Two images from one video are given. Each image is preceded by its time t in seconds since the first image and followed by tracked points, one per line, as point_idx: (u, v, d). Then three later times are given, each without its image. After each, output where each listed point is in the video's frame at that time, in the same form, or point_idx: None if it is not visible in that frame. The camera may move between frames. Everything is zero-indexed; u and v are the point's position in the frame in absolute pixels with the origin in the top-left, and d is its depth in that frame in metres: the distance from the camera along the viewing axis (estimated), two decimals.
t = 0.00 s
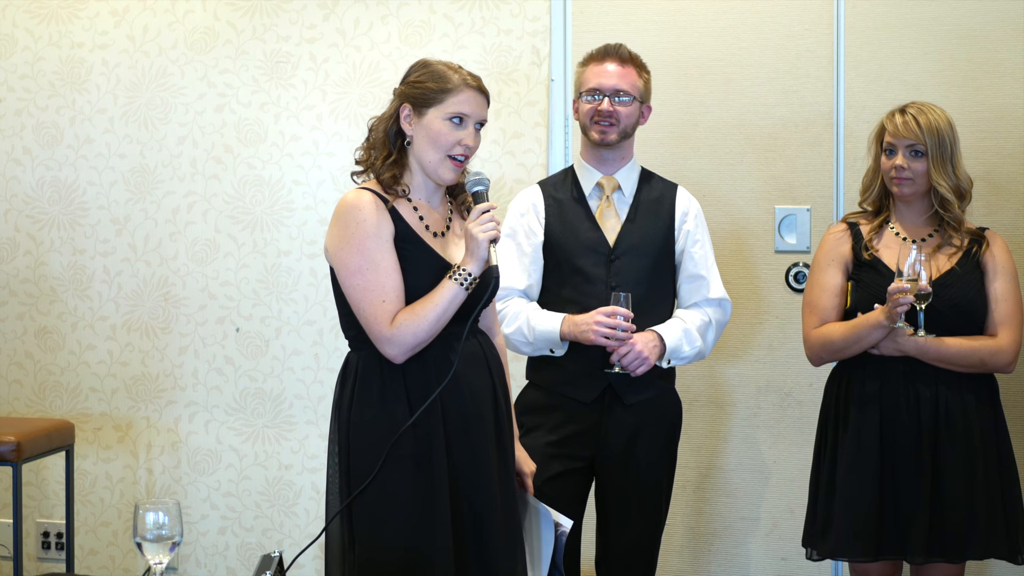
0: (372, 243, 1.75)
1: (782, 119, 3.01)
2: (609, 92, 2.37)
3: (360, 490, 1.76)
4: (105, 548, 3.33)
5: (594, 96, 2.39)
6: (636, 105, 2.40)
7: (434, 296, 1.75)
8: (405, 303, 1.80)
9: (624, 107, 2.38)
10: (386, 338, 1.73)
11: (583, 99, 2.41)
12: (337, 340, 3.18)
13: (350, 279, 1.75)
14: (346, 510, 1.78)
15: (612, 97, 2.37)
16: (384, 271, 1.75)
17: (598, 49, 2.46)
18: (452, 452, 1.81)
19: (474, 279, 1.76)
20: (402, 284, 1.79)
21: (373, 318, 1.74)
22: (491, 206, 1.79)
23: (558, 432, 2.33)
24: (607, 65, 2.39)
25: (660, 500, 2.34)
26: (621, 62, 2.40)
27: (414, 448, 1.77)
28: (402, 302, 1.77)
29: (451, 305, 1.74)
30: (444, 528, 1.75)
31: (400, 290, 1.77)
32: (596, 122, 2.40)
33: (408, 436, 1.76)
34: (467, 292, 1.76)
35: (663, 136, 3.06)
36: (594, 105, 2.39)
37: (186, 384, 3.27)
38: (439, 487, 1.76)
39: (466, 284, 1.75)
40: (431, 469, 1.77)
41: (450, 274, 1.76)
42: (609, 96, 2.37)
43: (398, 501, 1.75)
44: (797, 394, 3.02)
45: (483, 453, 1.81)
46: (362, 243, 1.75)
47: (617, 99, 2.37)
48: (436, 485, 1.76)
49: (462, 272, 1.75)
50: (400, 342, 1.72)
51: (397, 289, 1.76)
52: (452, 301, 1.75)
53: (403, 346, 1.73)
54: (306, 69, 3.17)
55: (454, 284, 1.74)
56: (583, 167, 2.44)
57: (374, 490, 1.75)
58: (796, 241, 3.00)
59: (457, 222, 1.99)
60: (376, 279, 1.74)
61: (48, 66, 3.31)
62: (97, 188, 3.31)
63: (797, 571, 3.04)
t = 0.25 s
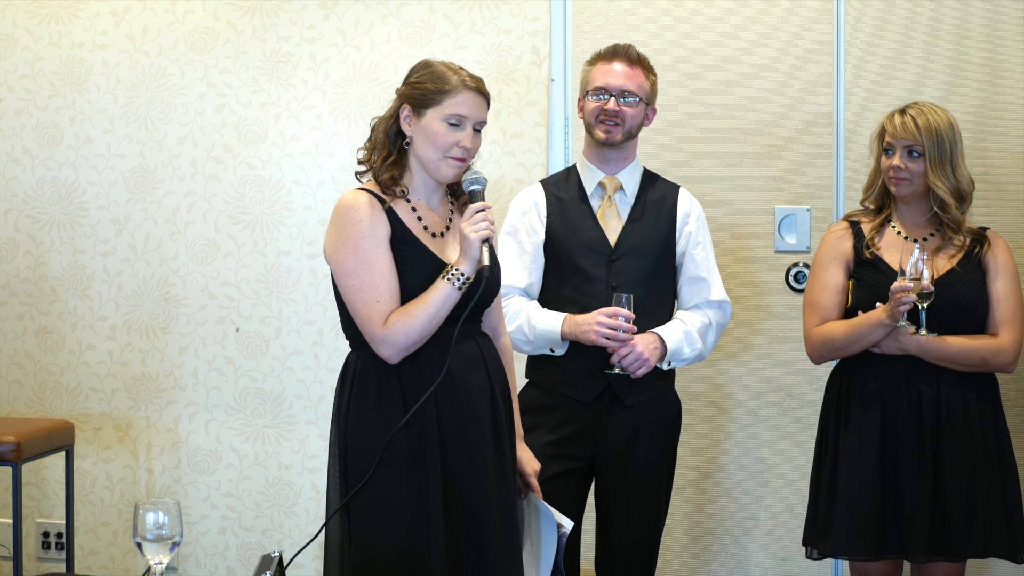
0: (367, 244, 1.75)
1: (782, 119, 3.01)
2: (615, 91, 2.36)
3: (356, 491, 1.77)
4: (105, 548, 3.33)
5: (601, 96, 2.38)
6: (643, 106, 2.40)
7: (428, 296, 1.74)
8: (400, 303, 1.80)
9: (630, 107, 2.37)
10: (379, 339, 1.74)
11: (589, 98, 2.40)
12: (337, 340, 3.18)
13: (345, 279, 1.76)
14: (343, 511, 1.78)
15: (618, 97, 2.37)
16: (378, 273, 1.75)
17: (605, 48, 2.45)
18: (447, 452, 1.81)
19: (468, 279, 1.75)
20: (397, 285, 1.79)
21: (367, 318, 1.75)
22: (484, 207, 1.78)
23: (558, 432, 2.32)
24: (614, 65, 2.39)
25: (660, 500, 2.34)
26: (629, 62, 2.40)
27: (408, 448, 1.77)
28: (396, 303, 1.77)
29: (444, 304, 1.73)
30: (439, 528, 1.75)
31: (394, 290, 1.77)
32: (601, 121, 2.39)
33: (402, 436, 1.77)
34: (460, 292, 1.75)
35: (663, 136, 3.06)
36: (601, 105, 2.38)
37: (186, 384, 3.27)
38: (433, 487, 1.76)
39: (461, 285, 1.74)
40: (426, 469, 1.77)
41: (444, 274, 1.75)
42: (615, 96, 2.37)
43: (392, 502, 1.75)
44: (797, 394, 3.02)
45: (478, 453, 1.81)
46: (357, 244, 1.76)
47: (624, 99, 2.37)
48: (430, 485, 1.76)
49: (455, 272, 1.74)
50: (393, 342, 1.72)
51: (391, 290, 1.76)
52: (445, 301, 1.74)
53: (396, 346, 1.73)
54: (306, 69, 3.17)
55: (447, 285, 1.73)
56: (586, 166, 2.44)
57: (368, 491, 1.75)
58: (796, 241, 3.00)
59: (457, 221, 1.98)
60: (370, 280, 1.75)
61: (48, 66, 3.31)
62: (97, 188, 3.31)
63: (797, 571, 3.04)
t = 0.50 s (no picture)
0: (357, 245, 1.76)
1: (782, 119, 3.00)
2: (618, 100, 2.35)
3: (352, 492, 1.77)
4: (105, 548, 3.33)
5: (602, 103, 2.36)
6: (645, 114, 2.39)
7: (411, 299, 1.72)
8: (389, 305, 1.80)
9: (633, 115, 2.37)
10: (364, 342, 1.73)
11: (591, 103, 2.38)
12: (336, 340, 3.18)
13: (335, 280, 1.77)
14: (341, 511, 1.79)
15: (621, 105, 2.35)
16: (367, 274, 1.75)
17: (609, 51, 2.42)
18: (441, 453, 1.80)
19: (452, 283, 1.70)
20: (387, 286, 1.79)
21: (353, 320, 1.75)
22: (467, 207, 1.69)
23: (559, 432, 2.32)
24: (617, 72, 2.36)
25: (661, 500, 2.34)
26: (632, 69, 2.37)
27: (401, 448, 1.77)
28: (383, 306, 1.77)
29: (427, 308, 1.71)
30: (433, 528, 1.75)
31: (383, 292, 1.76)
32: (604, 130, 2.38)
33: (394, 437, 1.77)
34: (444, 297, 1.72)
35: (664, 136, 3.06)
36: (603, 112, 2.37)
37: (186, 384, 3.27)
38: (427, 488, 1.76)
39: (443, 289, 1.70)
40: (419, 470, 1.77)
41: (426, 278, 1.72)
42: (619, 104, 2.35)
43: (385, 503, 1.75)
44: (797, 394, 3.02)
45: (472, 453, 1.80)
46: (348, 246, 1.76)
47: (627, 107, 2.36)
48: (423, 486, 1.76)
49: (436, 276, 1.70)
50: (375, 345, 1.72)
51: (379, 291, 1.76)
52: (429, 304, 1.71)
53: (379, 350, 1.73)
54: (306, 70, 3.17)
55: (429, 289, 1.70)
56: (586, 166, 2.44)
57: (363, 491, 1.76)
58: (796, 241, 3.00)
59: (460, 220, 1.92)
60: (359, 281, 1.75)
61: (48, 66, 3.31)
62: (97, 188, 3.31)
63: (798, 571, 3.04)
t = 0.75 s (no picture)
0: (352, 245, 1.76)
1: (783, 119, 3.00)
2: (618, 103, 2.35)
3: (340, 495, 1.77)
4: (105, 548, 3.33)
5: (602, 106, 2.37)
6: (644, 117, 2.39)
7: (401, 300, 1.70)
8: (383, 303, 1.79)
9: (632, 118, 2.37)
10: (355, 341, 1.73)
11: (590, 106, 2.39)
12: (337, 340, 3.18)
13: (330, 277, 1.77)
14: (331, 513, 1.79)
15: (621, 109, 2.36)
16: (362, 273, 1.75)
17: (609, 52, 2.41)
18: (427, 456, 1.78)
19: (442, 285, 1.68)
20: (382, 286, 1.78)
21: (346, 318, 1.75)
22: (457, 211, 1.66)
23: (560, 432, 2.32)
24: (615, 75, 2.36)
25: (661, 500, 2.34)
26: (632, 71, 2.37)
27: (385, 449, 1.76)
28: (376, 305, 1.76)
29: (416, 309, 1.69)
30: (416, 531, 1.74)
31: (377, 291, 1.76)
32: (604, 133, 2.38)
33: (379, 438, 1.76)
34: (434, 299, 1.70)
35: (664, 136, 3.06)
36: (603, 115, 2.38)
37: (186, 384, 3.27)
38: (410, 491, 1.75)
39: (433, 292, 1.68)
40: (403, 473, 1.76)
41: (418, 279, 1.70)
42: (618, 107, 2.36)
43: (370, 506, 1.75)
44: (797, 394, 3.02)
45: (457, 457, 1.78)
46: (345, 245, 1.76)
47: (626, 111, 2.37)
48: (407, 491, 1.75)
49: (427, 278, 1.68)
50: (366, 345, 1.72)
51: (373, 290, 1.75)
52: (418, 306, 1.69)
53: (371, 348, 1.72)
54: (306, 70, 3.17)
55: (419, 291, 1.68)
56: (586, 166, 2.44)
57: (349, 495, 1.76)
58: (796, 241, 3.00)
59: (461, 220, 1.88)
60: (352, 279, 1.75)
61: (48, 66, 3.31)
62: (97, 188, 3.31)
63: (797, 571, 3.04)
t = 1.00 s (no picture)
0: (342, 245, 1.75)
1: (783, 119, 3.00)
2: (619, 107, 2.35)
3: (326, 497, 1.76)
4: (105, 548, 3.33)
5: (603, 109, 2.36)
6: (645, 121, 2.39)
7: (393, 297, 1.70)
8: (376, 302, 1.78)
9: (633, 122, 2.37)
10: (349, 340, 1.72)
11: (591, 109, 2.38)
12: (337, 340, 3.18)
13: (322, 278, 1.76)
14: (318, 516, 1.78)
15: (622, 113, 2.35)
16: (353, 273, 1.74)
17: (612, 53, 2.40)
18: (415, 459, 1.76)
19: (435, 280, 1.68)
20: (373, 285, 1.77)
21: (340, 319, 1.74)
22: (452, 205, 1.69)
23: (560, 432, 2.32)
24: (617, 79, 2.35)
25: (661, 501, 2.34)
26: (635, 74, 2.36)
27: (373, 449, 1.74)
28: (370, 304, 1.75)
29: (410, 305, 1.69)
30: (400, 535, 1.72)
31: (368, 290, 1.75)
32: (604, 137, 2.37)
33: (368, 438, 1.74)
34: (428, 294, 1.69)
35: (664, 136, 3.06)
36: (604, 118, 2.37)
37: (186, 384, 3.27)
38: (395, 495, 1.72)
39: (427, 286, 1.68)
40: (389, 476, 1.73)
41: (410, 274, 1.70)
42: (619, 111, 2.35)
43: (355, 509, 1.74)
44: (797, 394, 3.02)
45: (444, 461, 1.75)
46: (335, 245, 1.75)
47: (627, 115, 2.36)
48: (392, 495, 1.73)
49: (419, 272, 1.67)
50: (361, 344, 1.71)
51: (365, 289, 1.75)
52: (412, 301, 1.69)
53: (366, 347, 1.71)
54: (306, 70, 3.17)
55: (412, 286, 1.68)
56: (586, 166, 2.44)
57: (335, 498, 1.74)
58: (796, 241, 3.00)
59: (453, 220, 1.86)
60: (344, 279, 1.74)
61: (48, 66, 3.31)
62: (97, 188, 3.31)
63: (797, 571, 3.04)
